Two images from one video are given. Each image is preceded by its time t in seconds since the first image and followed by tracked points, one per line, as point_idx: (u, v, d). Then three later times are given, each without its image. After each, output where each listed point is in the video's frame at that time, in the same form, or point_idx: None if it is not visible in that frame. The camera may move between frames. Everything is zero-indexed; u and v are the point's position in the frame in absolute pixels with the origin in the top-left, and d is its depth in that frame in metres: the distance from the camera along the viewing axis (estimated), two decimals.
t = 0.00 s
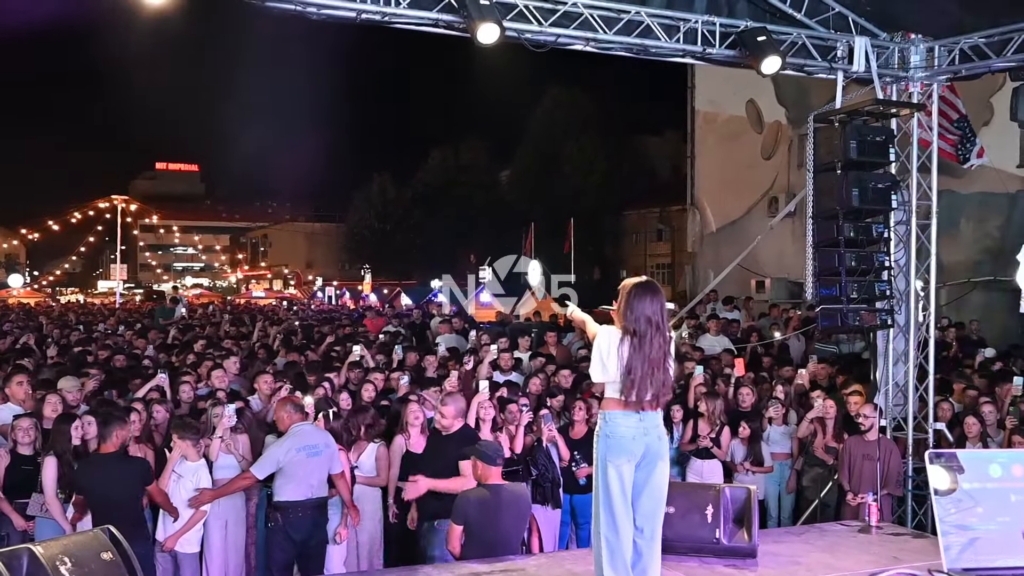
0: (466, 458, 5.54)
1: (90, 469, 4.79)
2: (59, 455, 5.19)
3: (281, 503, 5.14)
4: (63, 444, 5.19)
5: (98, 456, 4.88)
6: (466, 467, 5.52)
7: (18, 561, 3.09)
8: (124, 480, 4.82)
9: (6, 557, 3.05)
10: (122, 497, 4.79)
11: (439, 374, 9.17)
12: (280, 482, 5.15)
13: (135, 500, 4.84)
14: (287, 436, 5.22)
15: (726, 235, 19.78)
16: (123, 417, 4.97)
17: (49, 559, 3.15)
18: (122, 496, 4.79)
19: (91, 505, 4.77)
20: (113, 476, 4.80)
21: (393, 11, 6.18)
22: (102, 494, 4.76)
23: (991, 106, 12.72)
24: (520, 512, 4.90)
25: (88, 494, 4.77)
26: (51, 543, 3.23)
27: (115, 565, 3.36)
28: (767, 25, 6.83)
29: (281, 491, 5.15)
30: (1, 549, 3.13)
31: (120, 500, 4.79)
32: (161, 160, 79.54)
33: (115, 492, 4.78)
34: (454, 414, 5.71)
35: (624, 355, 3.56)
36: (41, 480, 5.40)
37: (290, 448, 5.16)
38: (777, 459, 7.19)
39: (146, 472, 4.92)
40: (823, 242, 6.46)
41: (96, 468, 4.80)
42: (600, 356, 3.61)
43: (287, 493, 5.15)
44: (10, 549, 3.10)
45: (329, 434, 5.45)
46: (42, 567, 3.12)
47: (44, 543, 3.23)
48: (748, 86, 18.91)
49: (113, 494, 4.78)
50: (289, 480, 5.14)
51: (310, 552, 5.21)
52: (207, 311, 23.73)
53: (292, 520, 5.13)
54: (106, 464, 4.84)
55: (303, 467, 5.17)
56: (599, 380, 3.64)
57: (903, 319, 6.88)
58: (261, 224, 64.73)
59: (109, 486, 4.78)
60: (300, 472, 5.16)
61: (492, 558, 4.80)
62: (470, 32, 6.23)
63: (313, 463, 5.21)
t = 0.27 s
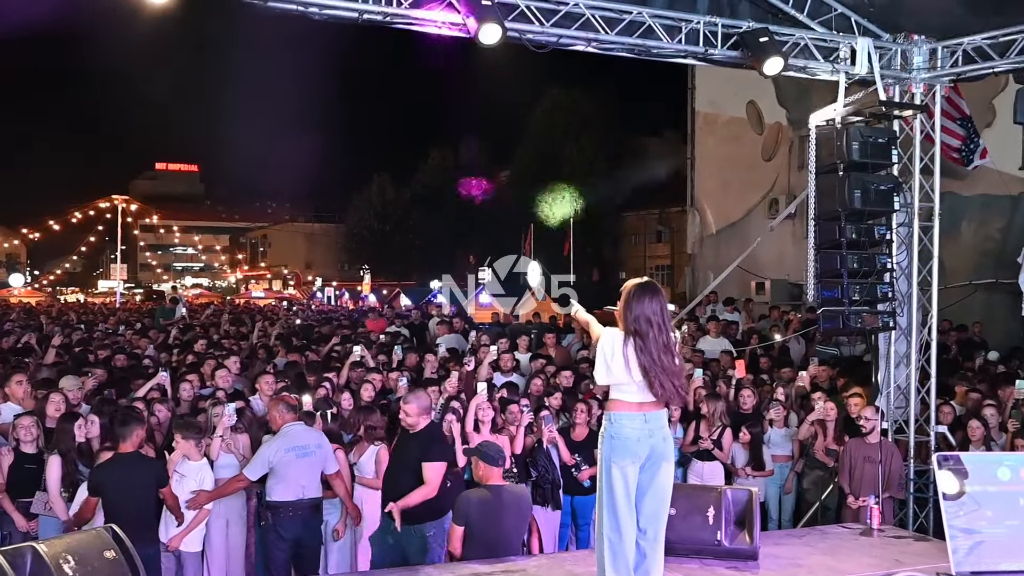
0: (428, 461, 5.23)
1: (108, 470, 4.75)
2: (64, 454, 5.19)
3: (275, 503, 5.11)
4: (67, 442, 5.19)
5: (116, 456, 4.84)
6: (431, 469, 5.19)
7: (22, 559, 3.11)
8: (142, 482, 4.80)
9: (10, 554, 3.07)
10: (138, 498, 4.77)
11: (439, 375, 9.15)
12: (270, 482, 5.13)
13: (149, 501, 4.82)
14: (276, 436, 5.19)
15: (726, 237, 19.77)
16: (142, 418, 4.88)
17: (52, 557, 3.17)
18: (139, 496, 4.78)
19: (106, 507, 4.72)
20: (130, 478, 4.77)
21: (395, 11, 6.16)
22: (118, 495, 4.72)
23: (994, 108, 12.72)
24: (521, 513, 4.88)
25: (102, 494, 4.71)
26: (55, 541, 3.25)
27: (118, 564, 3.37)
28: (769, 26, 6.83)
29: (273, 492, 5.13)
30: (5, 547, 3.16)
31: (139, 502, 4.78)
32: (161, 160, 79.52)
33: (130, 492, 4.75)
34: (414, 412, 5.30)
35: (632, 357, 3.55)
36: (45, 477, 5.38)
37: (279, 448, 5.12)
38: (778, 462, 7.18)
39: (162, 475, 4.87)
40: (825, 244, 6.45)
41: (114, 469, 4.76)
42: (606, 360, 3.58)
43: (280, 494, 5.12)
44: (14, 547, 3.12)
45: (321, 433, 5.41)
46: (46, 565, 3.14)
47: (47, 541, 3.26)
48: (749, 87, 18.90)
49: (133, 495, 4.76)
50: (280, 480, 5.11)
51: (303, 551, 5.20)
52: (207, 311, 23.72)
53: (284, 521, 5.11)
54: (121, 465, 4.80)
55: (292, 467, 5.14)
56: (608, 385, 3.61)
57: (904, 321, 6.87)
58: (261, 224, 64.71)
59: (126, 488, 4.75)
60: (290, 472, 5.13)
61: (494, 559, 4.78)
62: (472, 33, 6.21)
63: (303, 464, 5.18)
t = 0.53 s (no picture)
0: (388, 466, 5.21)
1: (113, 469, 4.71)
2: (68, 451, 5.23)
3: (272, 504, 5.08)
4: (71, 440, 5.24)
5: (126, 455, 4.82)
6: (390, 474, 5.17)
7: (29, 557, 3.08)
8: (147, 482, 4.76)
9: (19, 552, 3.05)
10: (143, 499, 4.73)
11: (442, 376, 9.12)
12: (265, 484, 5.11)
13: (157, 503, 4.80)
14: (269, 436, 5.17)
15: (729, 238, 19.72)
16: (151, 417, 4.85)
17: (59, 555, 3.14)
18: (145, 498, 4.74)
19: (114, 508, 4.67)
20: (135, 479, 4.73)
21: (398, 12, 6.13)
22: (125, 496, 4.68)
23: (999, 108, 12.68)
24: (524, 513, 4.84)
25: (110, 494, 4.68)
26: (63, 539, 3.22)
27: (124, 562, 3.35)
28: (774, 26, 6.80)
29: (268, 493, 5.11)
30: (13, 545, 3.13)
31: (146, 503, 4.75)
32: (163, 160, 79.64)
33: (136, 492, 4.72)
34: (374, 417, 5.27)
35: (636, 359, 3.51)
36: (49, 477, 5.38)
37: (273, 448, 5.10)
38: (782, 464, 7.18)
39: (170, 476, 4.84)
40: (830, 245, 6.41)
41: (119, 469, 4.72)
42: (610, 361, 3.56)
43: (275, 494, 5.09)
44: (22, 545, 3.09)
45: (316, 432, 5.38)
46: (54, 563, 3.11)
47: (55, 538, 3.22)
48: (752, 88, 18.86)
49: (136, 497, 4.71)
50: (274, 481, 5.09)
51: (303, 552, 5.17)
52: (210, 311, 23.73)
53: (281, 522, 5.08)
54: (131, 463, 4.77)
55: (286, 468, 5.11)
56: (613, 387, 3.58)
57: (910, 324, 6.83)
58: (263, 224, 64.76)
59: (130, 488, 4.71)
60: (284, 473, 5.10)
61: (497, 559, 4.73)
62: (476, 33, 6.18)
63: (296, 464, 5.14)
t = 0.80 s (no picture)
0: (362, 465, 4.80)
1: (113, 472, 4.72)
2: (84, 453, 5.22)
3: (286, 504, 5.06)
4: (88, 441, 5.26)
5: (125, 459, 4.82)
6: (363, 474, 4.76)
7: (50, 555, 3.09)
8: (146, 482, 4.77)
9: (39, 550, 3.06)
10: (144, 500, 4.76)
11: (455, 377, 9.13)
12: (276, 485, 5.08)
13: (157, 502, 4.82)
14: (278, 438, 5.14)
15: (744, 239, 19.62)
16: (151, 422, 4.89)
17: (79, 553, 3.14)
18: (145, 499, 4.76)
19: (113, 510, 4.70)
20: (136, 481, 4.74)
21: (413, 13, 6.14)
22: (126, 498, 4.70)
23: (1019, 108, 12.53)
24: (540, 514, 4.83)
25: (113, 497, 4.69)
26: (83, 538, 3.23)
27: (143, 561, 3.35)
28: (791, 25, 6.76)
29: (282, 494, 5.08)
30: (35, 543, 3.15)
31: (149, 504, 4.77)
32: (177, 163, 80.20)
33: (138, 494, 4.74)
34: (346, 414, 4.92)
35: (650, 361, 3.50)
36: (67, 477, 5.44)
37: (283, 448, 5.08)
38: (798, 468, 7.09)
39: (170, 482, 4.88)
40: (847, 247, 6.35)
41: (120, 471, 4.72)
42: (624, 362, 3.54)
43: (288, 495, 5.07)
44: (43, 543, 3.10)
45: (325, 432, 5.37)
46: (74, 561, 3.11)
47: (75, 537, 3.23)
48: (766, 88, 18.78)
49: (133, 498, 4.72)
50: (288, 481, 5.07)
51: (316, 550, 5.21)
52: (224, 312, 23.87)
53: (292, 523, 5.07)
54: (133, 467, 4.78)
55: (297, 469, 5.09)
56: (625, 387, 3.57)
57: (929, 326, 6.76)
58: (276, 226, 65.07)
59: (131, 490, 4.73)
60: (296, 474, 5.08)
61: (512, 561, 4.72)
62: (491, 34, 6.18)
63: (306, 463, 5.11)
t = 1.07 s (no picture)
0: (344, 479, 4.36)
1: (119, 469, 4.83)
2: (114, 451, 5.38)
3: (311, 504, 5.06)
4: (116, 441, 5.40)
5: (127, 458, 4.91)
6: (344, 490, 4.33)
7: (80, 555, 3.16)
8: (149, 480, 4.83)
9: (69, 549, 3.14)
10: (145, 499, 4.80)
11: (479, 379, 9.17)
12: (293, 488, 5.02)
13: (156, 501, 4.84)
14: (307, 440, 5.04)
15: (769, 240, 19.49)
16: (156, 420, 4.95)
17: (108, 553, 3.22)
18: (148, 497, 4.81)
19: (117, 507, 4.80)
20: (136, 478, 4.80)
21: (438, 16, 6.20)
22: (127, 495, 4.78)
23: None
24: (564, 517, 4.85)
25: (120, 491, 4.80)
26: (111, 538, 3.31)
27: (170, 561, 3.43)
28: (817, 25, 6.73)
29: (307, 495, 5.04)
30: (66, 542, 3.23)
31: (143, 503, 4.79)
32: (203, 165, 81.22)
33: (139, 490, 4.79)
34: (334, 423, 4.48)
35: (680, 364, 3.50)
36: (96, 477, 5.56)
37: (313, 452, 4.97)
38: (825, 470, 7.05)
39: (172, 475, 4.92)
40: (875, 248, 6.30)
41: (125, 468, 4.82)
42: (654, 364, 3.52)
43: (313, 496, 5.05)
44: (74, 543, 3.18)
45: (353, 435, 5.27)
46: (103, 560, 3.19)
47: (104, 537, 3.31)
48: (792, 88, 18.65)
49: (136, 497, 4.78)
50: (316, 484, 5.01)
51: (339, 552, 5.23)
52: (249, 313, 24.14)
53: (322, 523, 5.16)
54: (136, 463, 4.86)
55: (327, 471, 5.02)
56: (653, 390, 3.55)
57: (958, 328, 6.69)
58: (301, 228, 65.65)
59: (136, 488, 4.79)
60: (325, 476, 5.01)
61: (537, 563, 4.74)
62: (516, 37, 6.22)
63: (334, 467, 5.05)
